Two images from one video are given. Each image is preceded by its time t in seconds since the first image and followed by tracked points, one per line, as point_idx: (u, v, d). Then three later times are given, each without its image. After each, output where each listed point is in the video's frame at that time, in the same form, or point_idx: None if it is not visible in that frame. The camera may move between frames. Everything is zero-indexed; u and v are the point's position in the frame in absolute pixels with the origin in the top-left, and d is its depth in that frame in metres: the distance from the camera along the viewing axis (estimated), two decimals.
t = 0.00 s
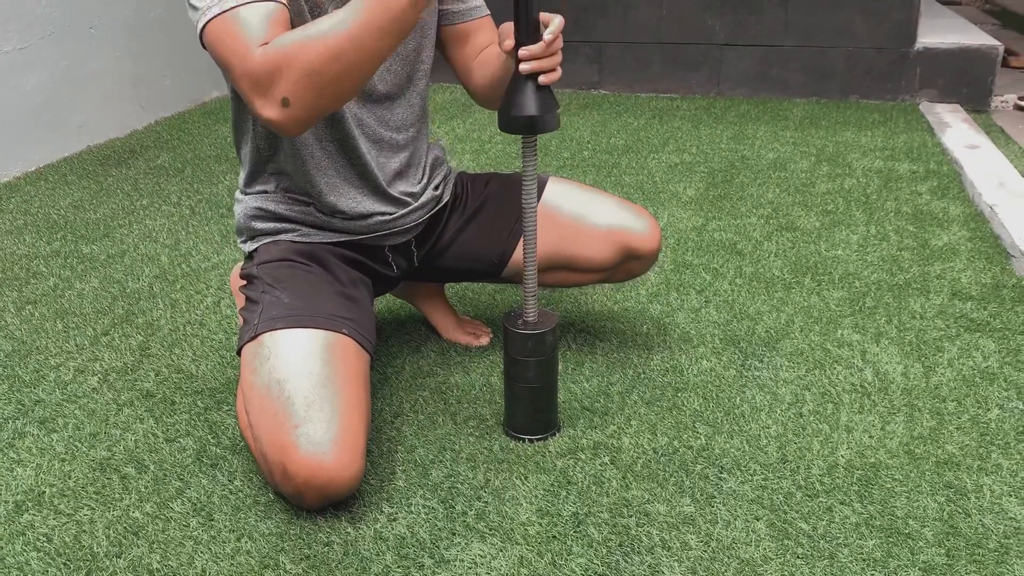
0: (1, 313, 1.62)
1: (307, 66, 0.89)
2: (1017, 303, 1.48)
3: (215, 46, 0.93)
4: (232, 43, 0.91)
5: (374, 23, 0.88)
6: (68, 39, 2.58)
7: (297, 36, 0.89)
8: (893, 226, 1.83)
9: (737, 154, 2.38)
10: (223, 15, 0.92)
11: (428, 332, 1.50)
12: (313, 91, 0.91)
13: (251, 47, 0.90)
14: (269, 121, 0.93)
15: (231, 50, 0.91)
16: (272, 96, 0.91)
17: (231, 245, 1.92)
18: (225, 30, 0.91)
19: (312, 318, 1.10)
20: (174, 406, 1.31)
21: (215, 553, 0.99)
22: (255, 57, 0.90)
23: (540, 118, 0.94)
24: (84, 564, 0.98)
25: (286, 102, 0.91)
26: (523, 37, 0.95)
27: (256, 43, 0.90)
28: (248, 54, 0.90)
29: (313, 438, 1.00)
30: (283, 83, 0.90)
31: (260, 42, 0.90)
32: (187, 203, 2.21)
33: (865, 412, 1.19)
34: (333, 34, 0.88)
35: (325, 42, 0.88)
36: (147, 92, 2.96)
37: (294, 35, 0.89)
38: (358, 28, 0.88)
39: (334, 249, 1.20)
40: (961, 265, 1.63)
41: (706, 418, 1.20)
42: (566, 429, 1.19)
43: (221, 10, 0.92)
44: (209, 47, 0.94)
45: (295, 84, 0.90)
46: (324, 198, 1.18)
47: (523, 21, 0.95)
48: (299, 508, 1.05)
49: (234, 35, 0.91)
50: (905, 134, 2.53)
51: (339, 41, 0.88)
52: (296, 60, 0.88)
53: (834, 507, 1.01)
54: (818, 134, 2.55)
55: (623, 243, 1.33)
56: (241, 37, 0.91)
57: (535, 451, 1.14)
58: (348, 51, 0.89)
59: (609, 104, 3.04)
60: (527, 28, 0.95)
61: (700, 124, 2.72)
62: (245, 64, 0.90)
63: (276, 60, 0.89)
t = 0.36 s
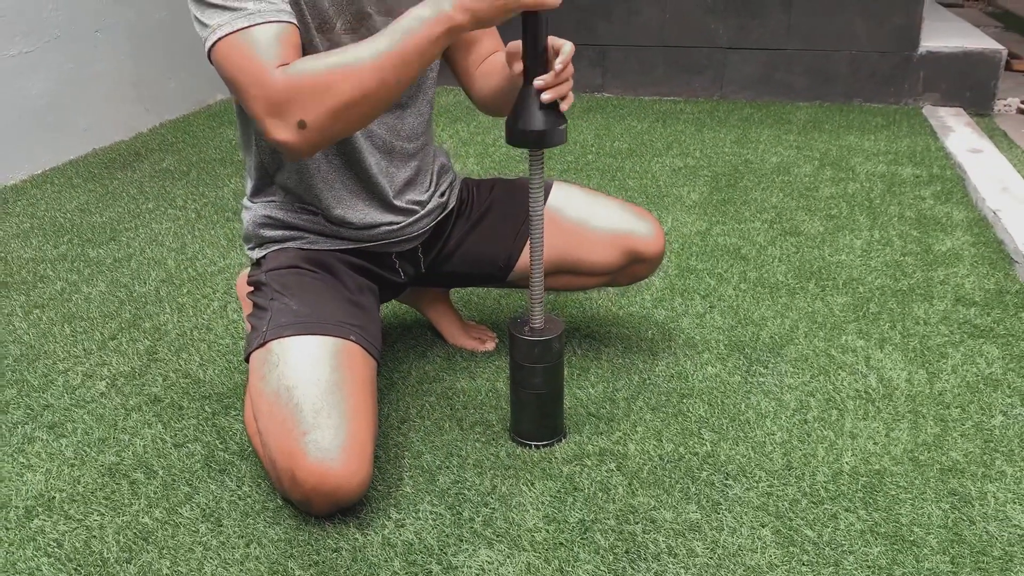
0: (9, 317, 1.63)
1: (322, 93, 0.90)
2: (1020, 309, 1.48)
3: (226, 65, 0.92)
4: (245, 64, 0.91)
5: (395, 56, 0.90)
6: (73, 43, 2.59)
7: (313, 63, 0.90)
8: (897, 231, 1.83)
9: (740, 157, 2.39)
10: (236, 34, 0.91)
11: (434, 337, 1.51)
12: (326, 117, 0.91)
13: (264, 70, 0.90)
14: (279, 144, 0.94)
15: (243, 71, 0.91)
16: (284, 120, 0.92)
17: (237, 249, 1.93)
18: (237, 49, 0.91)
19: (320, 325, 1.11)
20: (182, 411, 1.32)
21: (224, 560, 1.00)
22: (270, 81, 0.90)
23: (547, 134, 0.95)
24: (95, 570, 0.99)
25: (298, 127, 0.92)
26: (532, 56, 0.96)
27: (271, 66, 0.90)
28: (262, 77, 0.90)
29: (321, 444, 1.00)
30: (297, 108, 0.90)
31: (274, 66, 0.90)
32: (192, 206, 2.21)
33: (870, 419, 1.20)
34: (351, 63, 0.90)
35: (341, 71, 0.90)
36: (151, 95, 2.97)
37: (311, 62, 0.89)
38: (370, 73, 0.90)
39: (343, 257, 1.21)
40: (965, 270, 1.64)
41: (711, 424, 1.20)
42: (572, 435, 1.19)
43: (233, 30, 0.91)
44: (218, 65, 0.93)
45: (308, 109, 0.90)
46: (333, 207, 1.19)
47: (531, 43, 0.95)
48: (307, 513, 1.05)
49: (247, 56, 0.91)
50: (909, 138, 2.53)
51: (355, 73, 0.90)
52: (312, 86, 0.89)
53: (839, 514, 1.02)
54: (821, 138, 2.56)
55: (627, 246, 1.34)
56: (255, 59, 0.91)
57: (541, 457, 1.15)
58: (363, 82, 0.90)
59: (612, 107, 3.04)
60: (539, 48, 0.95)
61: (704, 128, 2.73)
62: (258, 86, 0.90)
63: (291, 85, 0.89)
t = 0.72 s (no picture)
0: (21, 325, 1.64)
1: (324, 124, 0.92)
2: None
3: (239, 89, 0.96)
4: (252, 92, 0.94)
5: (394, 90, 0.91)
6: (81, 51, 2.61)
7: (316, 93, 0.92)
8: (902, 238, 1.84)
9: (745, 163, 2.40)
10: (245, 61, 0.94)
11: (442, 345, 1.52)
12: (328, 145, 0.94)
13: (271, 98, 0.93)
14: (284, 168, 0.97)
15: (250, 99, 0.94)
16: (288, 148, 0.95)
17: (246, 257, 1.95)
18: (245, 77, 0.94)
19: (332, 336, 1.12)
20: (193, 419, 1.33)
21: (238, 568, 1.01)
22: (275, 110, 0.93)
23: (561, 152, 0.96)
24: None
25: (302, 154, 0.95)
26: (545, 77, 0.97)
27: (276, 95, 0.93)
28: (268, 106, 0.93)
29: (333, 455, 1.01)
30: (301, 137, 0.93)
31: (280, 94, 0.93)
32: (201, 213, 2.23)
33: (876, 428, 1.21)
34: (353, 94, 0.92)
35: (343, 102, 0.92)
36: (159, 100, 2.98)
37: (314, 92, 0.92)
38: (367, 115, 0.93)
39: (354, 268, 1.22)
40: (970, 277, 1.64)
41: (719, 434, 1.21)
42: (580, 444, 1.20)
43: (241, 57, 0.94)
44: (229, 90, 0.96)
45: (312, 138, 0.93)
46: (345, 218, 1.20)
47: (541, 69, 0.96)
48: (319, 523, 1.06)
49: (254, 84, 0.94)
50: (913, 144, 2.54)
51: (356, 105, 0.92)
52: (314, 117, 0.92)
53: (846, 523, 1.03)
54: (826, 144, 2.56)
55: (636, 257, 1.35)
56: (262, 87, 0.94)
57: (550, 466, 1.16)
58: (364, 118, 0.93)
59: (617, 112, 3.05)
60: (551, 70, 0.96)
61: (709, 133, 2.74)
62: (264, 116, 0.93)
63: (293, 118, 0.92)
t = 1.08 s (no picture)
0: (19, 330, 1.65)
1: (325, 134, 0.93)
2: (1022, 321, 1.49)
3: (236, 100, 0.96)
4: (252, 103, 0.95)
5: (395, 101, 0.92)
6: (81, 55, 2.61)
7: (317, 104, 0.93)
8: (899, 241, 1.84)
9: (743, 166, 2.40)
10: (245, 72, 0.95)
11: (440, 350, 1.52)
12: (328, 156, 0.95)
13: (271, 109, 0.94)
14: (284, 179, 0.98)
15: (250, 110, 0.95)
16: (288, 158, 0.96)
17: (244, 261, 1.95)
18: (247, 87, 0.95)
19: (330, 342, 1.12)
20: (191, 425, 1.33)
21: None
22: (276, 121, 0.93)
23: (551, 166, 0.95)
24: None
25: (301, 165, 0.96)
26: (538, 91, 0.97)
27: (277, 105, 0.94)
28: (268, 117, 0.94)
29: (331, 462, 1.01)
30: (301, 148, 0.94)
31: (281, 105, 0.94)
32: (199, 217, 2.23)
33: (873, 433, 1.21)
34: (354, 106, 0.93)
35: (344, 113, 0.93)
36: (157, 104, 2.99)
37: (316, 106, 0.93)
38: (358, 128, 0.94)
39: (351, 274, 1.23)
40: (967, 281, 1.65)
41: (716, 438, 1.21)
42: (578, 449, 1.21)
43: (241, 68, 0.94)
44: (228, 101, 0.97)
45: (312, 150, 0.94)
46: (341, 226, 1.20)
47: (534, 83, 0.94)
48: (316, 530, 1.07)
49: (255, 95, 0.95)
50: (911, 146, 2.54)
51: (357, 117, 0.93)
52: (315, 129, 0.93)
53: (842, 529, 1.03)
54: (823, 146, 2.57)
55: (633, 260, 1.35)
56: (262, 98, 0.94)
57: (547, 472, 1.16)
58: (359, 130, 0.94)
59: (616, 114, 3.05)
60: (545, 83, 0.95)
61: (707, 135, 2.74)
62: (264, 126, 0.94)
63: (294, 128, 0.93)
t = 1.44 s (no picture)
0: (16, 331, 1.65)
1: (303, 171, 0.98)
2: (1017, 322, 1.50)
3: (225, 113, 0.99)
4: (244, 119, 0.98)
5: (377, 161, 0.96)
6: (79, 55, 2.62)
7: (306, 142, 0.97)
8: (895, 242, 1.85)
9: (740, 167, 2.41)
10: (235, 87, 0.98)
11: (437, 351, 1.53)
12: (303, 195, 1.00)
13: (260, 131, 0.98)
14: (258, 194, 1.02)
15: (239, 122, 0.98)
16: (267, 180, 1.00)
17: (242, 262, 1.95)
18: (236, 108, 0.98)
19: (326, 343, 1.13)
20: (188, 426, 1.33)
21: None
22: (262, 144, 0.97)
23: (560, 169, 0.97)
24: None
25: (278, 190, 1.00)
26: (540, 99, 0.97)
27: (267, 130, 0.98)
28: (256, 138, 0.98)
29: (328, 462, 1.02)
30: (280, 175, 0.99)
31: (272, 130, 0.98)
32: (196, 217, 2.23)
33: (868, 434, 1.21)
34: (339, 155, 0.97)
35: (327, 158, 0.97)
36: (155, 105, 2.99)
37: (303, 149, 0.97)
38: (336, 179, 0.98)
39: (347, 275, 1.23)
40: (963, 282, 1.65)
41: (712, 439, 1.22)
42: (574, 450, 1.21)
43: (226, 83, 0.97)
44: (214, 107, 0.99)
45: (289, 179, 0.98)
46: (337, 228, 1.21)
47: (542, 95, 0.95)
48: (313, 531, 1.07)
49: (248, 113, 0.98)
50: (907, 147, 2.55)
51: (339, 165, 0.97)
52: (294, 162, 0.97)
53: (838, 530, 1.04)
54: (820, 147, 2.57)
55: (629, 261, 1.36)
56: (253, 118, 0.98)
57: (543, 473, 1.16)
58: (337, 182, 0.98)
59: (613, 115, 3.06)
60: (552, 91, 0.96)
61: (704, 137, 2.75)
62: (249, 144, 0.98)
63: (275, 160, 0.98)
